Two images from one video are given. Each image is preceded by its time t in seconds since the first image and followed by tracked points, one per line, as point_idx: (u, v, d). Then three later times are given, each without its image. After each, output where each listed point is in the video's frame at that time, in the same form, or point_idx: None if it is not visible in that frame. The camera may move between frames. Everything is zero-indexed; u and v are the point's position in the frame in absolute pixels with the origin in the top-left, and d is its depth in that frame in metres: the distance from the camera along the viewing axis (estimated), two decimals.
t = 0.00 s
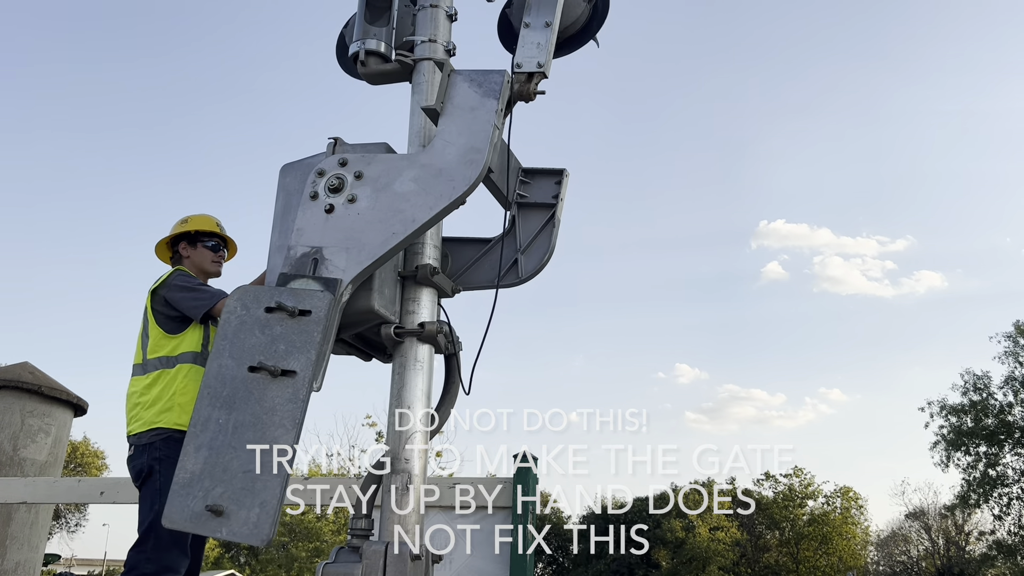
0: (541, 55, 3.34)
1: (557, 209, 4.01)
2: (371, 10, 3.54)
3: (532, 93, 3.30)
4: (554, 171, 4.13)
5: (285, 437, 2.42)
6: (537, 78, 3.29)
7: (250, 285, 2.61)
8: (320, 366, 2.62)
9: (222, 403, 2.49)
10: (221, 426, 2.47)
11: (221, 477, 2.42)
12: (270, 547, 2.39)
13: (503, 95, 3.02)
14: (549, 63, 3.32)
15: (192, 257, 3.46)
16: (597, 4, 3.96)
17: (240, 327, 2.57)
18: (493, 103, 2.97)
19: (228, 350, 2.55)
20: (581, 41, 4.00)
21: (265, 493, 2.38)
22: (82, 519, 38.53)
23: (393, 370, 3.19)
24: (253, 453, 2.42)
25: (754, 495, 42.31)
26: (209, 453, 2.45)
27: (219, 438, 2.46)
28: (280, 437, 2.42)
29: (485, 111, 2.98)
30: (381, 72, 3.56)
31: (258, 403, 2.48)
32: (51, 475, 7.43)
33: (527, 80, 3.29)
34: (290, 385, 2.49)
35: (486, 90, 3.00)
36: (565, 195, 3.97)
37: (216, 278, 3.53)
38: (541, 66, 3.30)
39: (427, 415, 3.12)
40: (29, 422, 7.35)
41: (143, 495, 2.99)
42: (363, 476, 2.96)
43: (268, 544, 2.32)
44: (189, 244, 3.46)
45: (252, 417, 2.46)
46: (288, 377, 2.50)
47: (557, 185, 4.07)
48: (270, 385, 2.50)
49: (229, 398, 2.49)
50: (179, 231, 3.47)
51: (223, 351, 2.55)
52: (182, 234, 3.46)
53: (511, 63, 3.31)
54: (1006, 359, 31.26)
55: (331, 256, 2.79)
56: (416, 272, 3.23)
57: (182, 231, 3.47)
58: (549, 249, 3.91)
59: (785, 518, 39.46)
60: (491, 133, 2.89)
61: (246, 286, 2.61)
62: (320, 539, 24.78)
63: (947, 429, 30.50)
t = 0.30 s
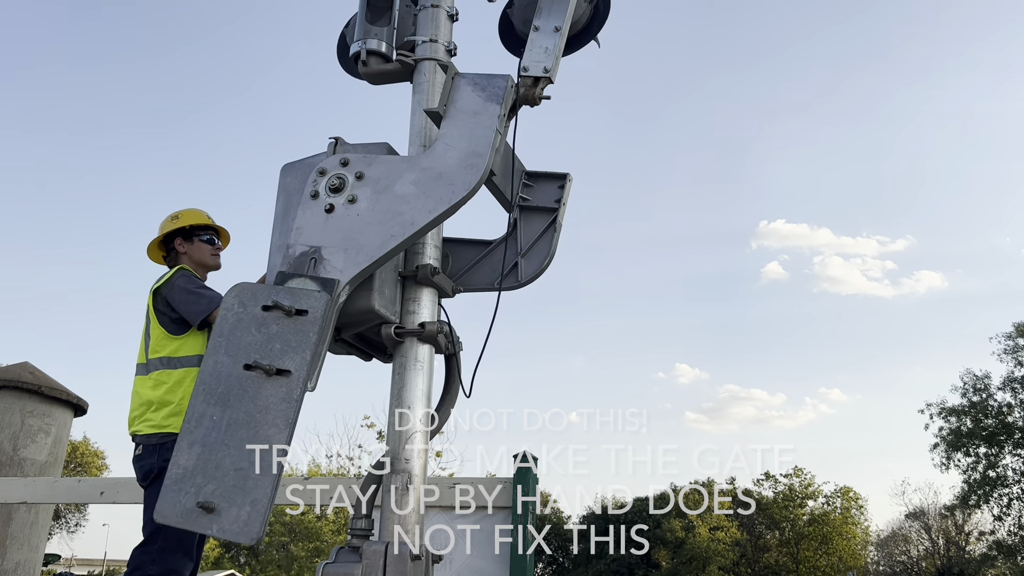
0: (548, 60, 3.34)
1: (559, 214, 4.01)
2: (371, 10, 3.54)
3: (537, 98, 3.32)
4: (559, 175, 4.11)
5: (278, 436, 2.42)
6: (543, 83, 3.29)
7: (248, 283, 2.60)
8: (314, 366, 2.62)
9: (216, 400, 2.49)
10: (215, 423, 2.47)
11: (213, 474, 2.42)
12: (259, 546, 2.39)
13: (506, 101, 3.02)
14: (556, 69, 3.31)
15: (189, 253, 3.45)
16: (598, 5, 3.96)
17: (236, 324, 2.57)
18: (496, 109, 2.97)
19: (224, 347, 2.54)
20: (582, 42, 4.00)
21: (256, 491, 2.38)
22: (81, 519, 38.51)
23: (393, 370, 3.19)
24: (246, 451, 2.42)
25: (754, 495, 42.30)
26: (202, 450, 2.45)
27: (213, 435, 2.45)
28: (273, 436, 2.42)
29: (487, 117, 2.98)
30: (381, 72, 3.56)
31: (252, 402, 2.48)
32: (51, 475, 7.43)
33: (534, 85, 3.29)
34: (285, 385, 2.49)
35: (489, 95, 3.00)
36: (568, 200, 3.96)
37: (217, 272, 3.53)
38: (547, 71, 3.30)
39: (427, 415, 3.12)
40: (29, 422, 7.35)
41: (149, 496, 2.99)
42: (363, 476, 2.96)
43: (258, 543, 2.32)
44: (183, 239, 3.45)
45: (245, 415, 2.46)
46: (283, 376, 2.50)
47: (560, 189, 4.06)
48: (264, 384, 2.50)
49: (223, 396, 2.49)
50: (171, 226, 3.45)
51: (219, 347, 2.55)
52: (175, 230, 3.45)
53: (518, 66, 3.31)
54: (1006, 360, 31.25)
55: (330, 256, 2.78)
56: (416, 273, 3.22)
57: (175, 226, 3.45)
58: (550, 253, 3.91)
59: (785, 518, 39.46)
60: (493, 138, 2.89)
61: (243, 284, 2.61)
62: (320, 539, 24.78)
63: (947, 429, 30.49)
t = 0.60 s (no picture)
0: (543, 56, 3.34)
1: (557, 211, 4.01)
2: (370, 10, 3.54)
3: (533, 95, 3.31)
4: (556, 172, 4.12)
5: (283, 437, 2.42)
6: (538, 79, 3.29)
7: (249, 285, 2.61)
8: (318, 366, 2.62)
9: (220, 402, 2.49)
10: (219, 425, 2.47)
11: (218, 476, 2.42)
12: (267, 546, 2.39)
13: (504, 97, 3.02)
14: (551, 65, 3.31)
15: (188, 250, 3.45)
16: (597, 5, 3.96)
17: (238, 326, 2.57)
18: (493, 105, 2.97)
19: (227, 350, 2.54)
20: (581, 41, 4.00)
21: (262, 492, 2.38)
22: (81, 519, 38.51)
23: (393, 370, 3.19)
24: (251, 453, 2.42)
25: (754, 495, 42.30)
26: (206, 452, 2.45)
27: (217, 437, 2.46)
28: (278, 437, 2.42)
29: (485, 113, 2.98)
30: (381, 72, 3.56)
31: (256, 403, 2.48)
32: (51, 475, 7.43)
33: (529, 81, 3.29)
34: (289, 385, 2.49)
35: (487, 92, 3.00)
36: (565, 196, 3.96)
37: (217, 268, 3.53)
38: (542, 67, 3.29)
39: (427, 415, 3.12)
40: (29, 422, 7.35)
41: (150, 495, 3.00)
42: (363, 476, 2.97)
43: (265, 544, 2.32)
44: (180, 236, 3.45)
45: (250, 417, 2.46)
46: (286, 377, 2.50)
47: (558, 186, 4.06)
48: (268, 385, 2.50)
49: (227, 398, 2.49)
50: (168, 224, 3.44)
51: (222, 350, 2.55)
52: (173, 228, 3.44)
53: (513, 64, 3.31)
54: (1007, 360, 31.23)
55: (330, 256, 2.79)
56: (416, 272, 3.22)
57: (172, 224, 3.44)
58: (549, 250, 3.91)
59: (785, 518, 39.47)
60: (491, 135, 2.89)
61: (245, 285, 2.61)
62: (320, 539, 24.78)
63: (947, 429, 30.47)
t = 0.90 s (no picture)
0: (536, 51, 3.33)
1: (556, 205, 4.00)
2: (371, 10, 3.54)
3: (528, 90, 3.33)
4: (553, 167, 4.11)
5: (295, 437, 2.41)
6: (534, 74, 3.29)
7: (254, 287, 2.61)
8: (326, 366, 2.62)
9: (229, 405, 2.49)
10: (229, 428, 2.47)
11: (230, 479, 2.41)
12: (283, 548, 2.37)
13: (502, 91, 3.02)
14: (546, 60, 3.30)
15: (190, 249, 3.45)
16: (598, 5, 3.95)
17: (245, 329, 2.57)
18: (492, 99, 2.96)
19: (234, 353, 2.55)
20: (582, 41, 3.99)
21: (276, 493, 2.36)
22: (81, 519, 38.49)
23: (393, 370, 3.18)
24: (263, 454, 2.42)
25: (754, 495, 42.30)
26: (217, 456, 2.45)
27: (228, 440, 2.45)
28: (290, 437, 2.42)
29: (484, 107, 2.97)
30: (381, 72, 3.55)
31: (265, 405, 2.47)
32: (51, 475, 7.44)
33: (524, 77, 3.30)
34: (298, 385, 2.48)
35: (485, 87, 2.99)
36: (563, 190, 3.95)
37: (218, 267, 3.54)
38: (536, 62, 3.28)
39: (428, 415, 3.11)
40: (29, 422, 7.34)
41: (149, 495, 2.99)
42: (363, 477, 2.97)
43: (281, 545, 2.31)
44: (184, 233, 3.45)
45: (260, 419, 2.46)
46: (295, 377, 2.50)
47: (556, 181, 4.05)
48: (277, 386, 2.49)
49: (236, 400, 2.49)
50: (170, 221, 3.42)
51: (229, 353, 2.55)
52: (176, 225, 3.43)
53: (507, 60, 3.30)
54: (1007, 360, 31.23)
55: (333, 256, 2.78)
56: (416, 272, 3.22)
57: (175, 221, 3.42)
58: (549, 245, 3.90)
59: (785, 518, 39.48)
60: (490, 128, 2.88)
61: (249, 288, 2.61)
62: (320, 539, 24.79)
63: (947, 429, 30.47)
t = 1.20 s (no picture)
0: (535, 50, 3.33)
1: (556, 204, 3.99)
2: (371, 10, 3.54)
3: (528, 89, 3.32)
4: (553, 166, 4.08)
5: (295, 437, 2.41)
6: (532, 73, 3.29)
7: (254, 287, 2.61)
8: (326, 365, 2.62)
9: (230, 406, 2.49)
10: (230, 429, 2.47)
11: (231, 480, 2.41)
12: (284, 548, 2.37)
13: (501, 90, 3.02)
14: (544, 59, 3.30)
15: (192, 248, 3.45)
16: (597, 4, 3.95)
17: (245, 329, 2.57)
18: (491, 98, 2.96)
19: (235, 353, 2.55)
20: (582, 41, 3.99)
21: (277, 493, 2.36)
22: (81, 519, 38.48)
23: (393, 370, 3.18)
24: (264, 455, 2.42)
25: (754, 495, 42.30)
26: (218, 456, 2.45)
27: (228, 440, 2.45)
28: (291, 437, 2.42)
29: (484, 106, 2.97)
30: (382, 72, 3.56)
31: (265, 405, 2.47)
32: (51, 475, 7.44)
33: (523, 76, 3.30)
34: (299, 385, 2.48)
35: (485, 87, 3.00)
36: (563, 189, 3.94)
37: (219, 267, 3.54)
38: (535, 61, 3.28)
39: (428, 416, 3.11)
40: (29, 422, 7.34)
41: (150, 495, 2.99)
42: (364, 477, 2.98)
43: (282, 545, 2.31)
44: (186, 232, 3.45)
45: (261, 419, 2.46)
46: (296, 377, 2.50)
47: (556, 180, 4.04)
48: (278, 386, 2.49)
49: (237, 401, 2.49)
50: (174, 218, 3.42)
51: (230, 354, 2.55)
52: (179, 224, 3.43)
53: (506, 60, 3.30)
54: (1007, 360, 31.24)
55: (333, 256, 2.78)
56: (416, 272, 3.22)
57: (178, 219, 3.42)
58: (550, 245, 3.89)
59: (785, 518, 39.49)
60: (489, 127, 2.88)
61: (250, 288, 2.61)
62: (320, 539, 24.79)
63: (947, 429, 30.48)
